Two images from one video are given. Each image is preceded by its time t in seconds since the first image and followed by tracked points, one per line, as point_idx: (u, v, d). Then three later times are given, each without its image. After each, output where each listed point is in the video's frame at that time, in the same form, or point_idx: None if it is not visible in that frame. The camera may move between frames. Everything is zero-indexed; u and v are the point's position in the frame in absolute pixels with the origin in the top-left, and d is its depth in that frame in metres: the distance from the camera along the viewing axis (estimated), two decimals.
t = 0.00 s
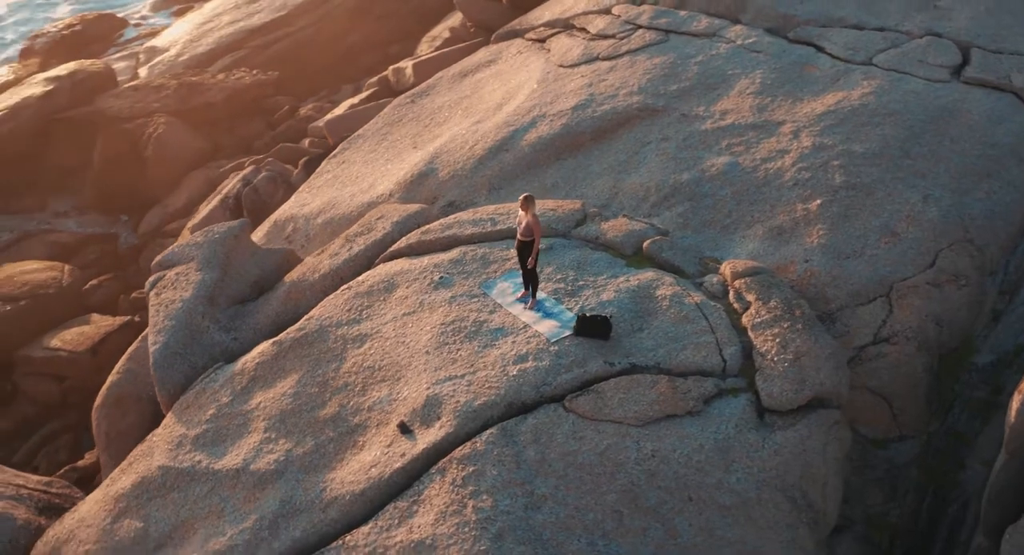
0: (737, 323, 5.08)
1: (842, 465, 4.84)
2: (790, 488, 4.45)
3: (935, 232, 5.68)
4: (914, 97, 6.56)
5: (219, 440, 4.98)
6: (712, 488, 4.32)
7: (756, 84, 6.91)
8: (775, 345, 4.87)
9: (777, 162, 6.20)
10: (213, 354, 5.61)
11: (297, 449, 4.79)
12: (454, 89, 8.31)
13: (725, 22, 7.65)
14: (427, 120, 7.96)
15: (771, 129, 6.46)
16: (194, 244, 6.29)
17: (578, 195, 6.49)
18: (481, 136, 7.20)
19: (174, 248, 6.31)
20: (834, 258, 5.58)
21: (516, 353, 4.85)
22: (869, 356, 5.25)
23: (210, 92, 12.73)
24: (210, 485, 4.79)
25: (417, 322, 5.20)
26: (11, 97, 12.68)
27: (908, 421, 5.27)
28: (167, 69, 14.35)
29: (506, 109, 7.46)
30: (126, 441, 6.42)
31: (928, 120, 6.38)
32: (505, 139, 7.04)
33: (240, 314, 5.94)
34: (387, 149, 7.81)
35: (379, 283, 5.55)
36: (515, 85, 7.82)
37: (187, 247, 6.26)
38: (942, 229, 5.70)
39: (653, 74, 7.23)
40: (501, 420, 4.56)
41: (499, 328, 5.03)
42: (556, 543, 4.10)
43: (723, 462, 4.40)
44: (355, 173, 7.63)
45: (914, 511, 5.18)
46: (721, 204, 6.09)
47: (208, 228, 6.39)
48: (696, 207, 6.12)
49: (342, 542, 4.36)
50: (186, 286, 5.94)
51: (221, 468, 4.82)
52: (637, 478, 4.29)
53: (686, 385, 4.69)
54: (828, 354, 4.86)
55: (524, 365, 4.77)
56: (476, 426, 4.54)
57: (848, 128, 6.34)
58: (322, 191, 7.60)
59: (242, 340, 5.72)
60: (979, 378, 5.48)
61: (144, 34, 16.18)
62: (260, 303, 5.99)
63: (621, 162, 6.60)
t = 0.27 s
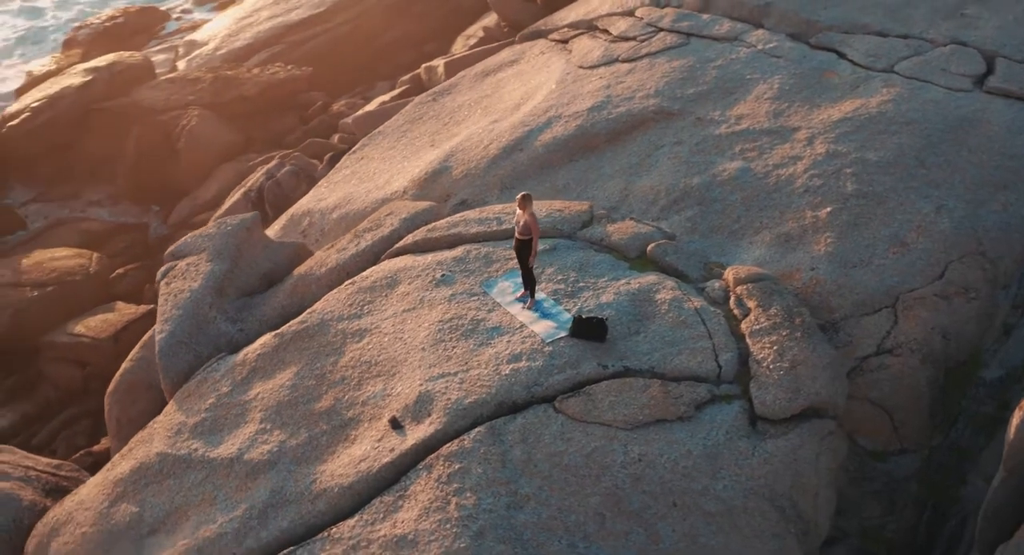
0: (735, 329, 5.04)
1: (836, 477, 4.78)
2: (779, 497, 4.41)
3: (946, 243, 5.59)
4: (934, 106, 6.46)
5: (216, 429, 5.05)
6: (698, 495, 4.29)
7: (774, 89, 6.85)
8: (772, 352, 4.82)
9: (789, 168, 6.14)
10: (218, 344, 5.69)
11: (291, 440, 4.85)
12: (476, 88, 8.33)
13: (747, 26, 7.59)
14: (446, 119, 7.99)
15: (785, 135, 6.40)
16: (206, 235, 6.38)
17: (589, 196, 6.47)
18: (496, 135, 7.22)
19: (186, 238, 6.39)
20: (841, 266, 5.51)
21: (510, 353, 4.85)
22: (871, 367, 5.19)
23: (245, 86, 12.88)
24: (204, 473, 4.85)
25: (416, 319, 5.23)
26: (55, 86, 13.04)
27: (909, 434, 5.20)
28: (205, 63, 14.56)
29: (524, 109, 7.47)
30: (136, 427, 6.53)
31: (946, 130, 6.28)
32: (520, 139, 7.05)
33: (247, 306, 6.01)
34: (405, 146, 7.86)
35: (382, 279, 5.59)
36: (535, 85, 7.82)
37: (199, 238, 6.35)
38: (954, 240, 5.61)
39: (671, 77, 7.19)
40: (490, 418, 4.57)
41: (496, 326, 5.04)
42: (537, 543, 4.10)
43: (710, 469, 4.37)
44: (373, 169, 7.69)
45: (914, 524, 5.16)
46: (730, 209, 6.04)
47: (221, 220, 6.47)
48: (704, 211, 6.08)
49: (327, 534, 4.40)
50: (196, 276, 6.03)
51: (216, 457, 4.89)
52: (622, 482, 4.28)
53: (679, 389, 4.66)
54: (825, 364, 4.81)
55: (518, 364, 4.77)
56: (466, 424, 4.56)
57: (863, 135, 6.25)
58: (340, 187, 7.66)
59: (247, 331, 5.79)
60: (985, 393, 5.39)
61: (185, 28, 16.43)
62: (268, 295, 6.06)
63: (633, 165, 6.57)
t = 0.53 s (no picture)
0: (733, 336, 5.00)
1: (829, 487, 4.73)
2: (766, 506, 4.37)
3: (956, 255, 5.50)
4: (953, 115, 6.35)
5: (214, 417, 5.12)
6: (682, 501, 4.26)
7: (791, 95, 6.78)
8: (768, 360, 4.78)
9: (800, 175, 6.08)
10: (223, 335, 5.77)
11: (285, 431, 4.90)
12: (497, 88, 8.35)
13: (769, 30, 7.52)
14: (465, 117, 8.02)
15: (799, 141, 6.34)
16: (219, 226, 6.46)
17: (599, 197, 6.46)
18: (511, 135, 7.23)
19: (199, 229, 6.49)
20: (846, 275, 5.44)
21: (504, 352, 4.86)
22: (871, 378, 5.12)
23: (278, 81, 13.01)
24: (199, 460, 4.92)
25: (415, 315, 5.25)
26: (94, 77, 13.32)
27: (908, 447, 5.13)
28: (242, 57, 14.74)
29: (541, 109, 7.47)
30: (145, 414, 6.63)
31: (964, 140, 6.18)
32: (534, 139, 7.05)
33: (255, 297, 6.08)
34: (424, 143, 7.90)
35: (385, 274, 5.63)
36: (554, 86, 7.82)
37: (211, 229, 6.43)
38: (964, 251, 5.52)
39: (689, 80, 7.15)
40: (479, 416, 4.58)
41: (492, 325, 5.05)
42: (517, 542, 4.11)
43: (696, 475, 4.34)
44: (390, 166, 7.74)
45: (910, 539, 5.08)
46: (738, 214, 6.00)
47: (235, 212, 6.55)
48: (713, 216, 6.04)
49: (313, 525, 4.44)
50: (206, 266, 6.11)
51: (212, 445, 4.96)
52: (606, 484, 4.27)
53: (670, 394, 4.64)
54: (821, 373, 4.75)
55: (510, 363, 4.78)
56: (455, 421, 4.57)
57: (878, 144, 6.17)
58: (357, 182, 7.72)
59: (252, 323, 5.86)
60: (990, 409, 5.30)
61: (225, 22, 16.64)
62: (276, 287, 6.13)
63: (644, 167, 6.55)
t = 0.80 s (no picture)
0: (730, 342, 4.96)
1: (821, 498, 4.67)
2: (753, 514, 4.31)
3: (965, 268, 5.41)
4: (972, 125, 6.24)
5: (214, 406, 5.19)
6: (667, 506, 4.24)
7: (809, 101, 6.70)
8: (763, 367, 4.73)
9: (812, 181, 6.01)
10: (229, 325, 5.84)
11: (280, 423, 4.95)
12: (518, 87, 8.35)
13: (792, 35, 7.44)
14: (484, 116, 8.04)
15: (813, 148, 6.27)
16: (232, 218, 6.54)
17: (609, 199, 6.44)
18: (527, 135, 7.23)
19: (213, 221, 6.57)
20: (852, 284, 5.37)
21: (498, 351, 4.87)
22: (871, 389, 5.05)
23: (312, 77, 13.11)
24: (196, 448, 5.00)
25: (414, 312, 5.28)
26: (132, 68, 13.55)
27: (907, 461, 5.06)
28: (279, 51, 14.90)
29: (558, 110, 7.46)
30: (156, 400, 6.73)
31: (982, 151, 6.07)
32: (549, 140, 7.05)
33: (263, 289, 6.15)
34: (442, 141, 7.93)
35: (389, 270, 5.67)
36: (573, 87, 7.80)
37: (224, 221, 6.52)
38: (974, 264, 5.42)
39: (707, 84, 7.09)
40: (469, 414, 4.59)
41: (489, 324, 5.06)
42: (497, 541, 4.11)
43: (682, 481, 4.32)
44: (408, 163, 7.78)
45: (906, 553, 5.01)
46: (747, 220, 5.94)
47: (248, 205, 6.63)
48: (721, 221, 5.99)
49: (300, 515, 4.48)
50: (216, 257, 6.19)
51: (209, 434, 5.03)
52: (590, 486, 4.27)
53: (662, 398, 4.62)
54: (816, 382, 4.70)
55: (503, 362, 4.79)
56: (444, 418, 4.59)
57: (893, 152, 6.08)
58: (375, 178, 7.77)
59: (258, 314, 5.93)
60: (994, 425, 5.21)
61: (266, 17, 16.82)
62: (284, 280, 6.19)
63: (656, 170, 6.52)
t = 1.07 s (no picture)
0: (727, 349, 4.91)
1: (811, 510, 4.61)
2: (736, 524, 4.30)
3: (975, 283, 5.30)
4: (994, 137, 6.10)
5: (214, 394, 5.27)
6: (648, 511, 4.22)
7: (829, 108, 6.60)
8: (757, 376, 4.68)
9: (825, 190, 5.93)
10: (237, 315, 5.93)
11: (275, 412, 5.01)
12: (543, 87, 8.35)
13: (818, 41, 7.34)
14: (507, 115, 8.05)
15: (829, 156, 6.18)
16: (248, 209, 6.63)
17: (621, 202, 6.41)
18: (545, 135, 7.23)
19: (230, 211, 6.67)
20: (857, 295, 5.29)
21: (492, 349, 4.88)
22: (870, 402, 4.97)
23: (350, 72, 13.20)
24: (193, 434, 5.07)
25: (414, 308, 5.31)
26: (175, 60, 13.79)
27: (905, 477, 4.97)
28: (320, 46, 15.03)
29: (578, 111, 7.44)
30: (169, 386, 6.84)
31: (1003, 164, 5.93)
32: (566, 141, 7.04)
33: (273, 280, 6.22)
34: (464, 139, 7.96)
35: (393, 266, 5.71)
36: (596, 88, 7.78)
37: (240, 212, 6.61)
38: (984, 279, 5.31)
39: (728, 88, 7.03)
40: (458, 411, 4.61)
41: (485, 323, 5.07)
42: (475, 538, 4.12)
43: (666, 487, 4.29)
44: (428, 160, 7.82)
45: None
46: (757, 226, 5.88)
47: (264, 197, 6.71)
48: (731, 226, 5.93)
49: (287, 504, 4.54)
50: (229, 247, 6.28)
51: (207, 420, 5.10)
52: (572, 488, 4.26)
53: (651, 403, 4.59)
54: (811, 393, 4.64)
55: (496, 361, 4.79)
56: (433, 414, 4.61)
57: (910, 162, 5.97)
58: (395, 174, 7.82)
59: (266, 305, 6.00)
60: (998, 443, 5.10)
61: (310, 12, 16.98)
62: (294, 272, 6.26)
63: (670, 175, 6.48)
